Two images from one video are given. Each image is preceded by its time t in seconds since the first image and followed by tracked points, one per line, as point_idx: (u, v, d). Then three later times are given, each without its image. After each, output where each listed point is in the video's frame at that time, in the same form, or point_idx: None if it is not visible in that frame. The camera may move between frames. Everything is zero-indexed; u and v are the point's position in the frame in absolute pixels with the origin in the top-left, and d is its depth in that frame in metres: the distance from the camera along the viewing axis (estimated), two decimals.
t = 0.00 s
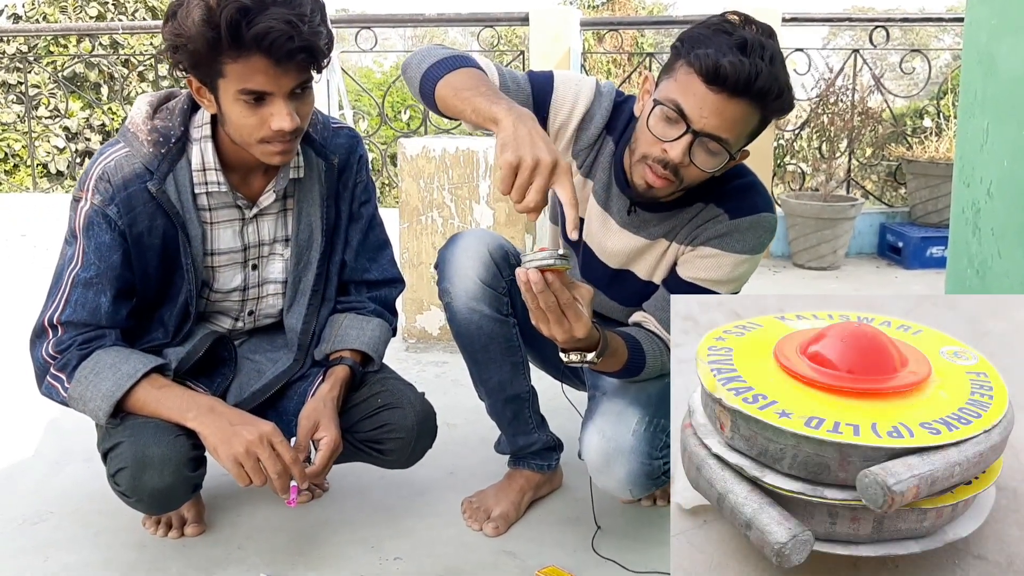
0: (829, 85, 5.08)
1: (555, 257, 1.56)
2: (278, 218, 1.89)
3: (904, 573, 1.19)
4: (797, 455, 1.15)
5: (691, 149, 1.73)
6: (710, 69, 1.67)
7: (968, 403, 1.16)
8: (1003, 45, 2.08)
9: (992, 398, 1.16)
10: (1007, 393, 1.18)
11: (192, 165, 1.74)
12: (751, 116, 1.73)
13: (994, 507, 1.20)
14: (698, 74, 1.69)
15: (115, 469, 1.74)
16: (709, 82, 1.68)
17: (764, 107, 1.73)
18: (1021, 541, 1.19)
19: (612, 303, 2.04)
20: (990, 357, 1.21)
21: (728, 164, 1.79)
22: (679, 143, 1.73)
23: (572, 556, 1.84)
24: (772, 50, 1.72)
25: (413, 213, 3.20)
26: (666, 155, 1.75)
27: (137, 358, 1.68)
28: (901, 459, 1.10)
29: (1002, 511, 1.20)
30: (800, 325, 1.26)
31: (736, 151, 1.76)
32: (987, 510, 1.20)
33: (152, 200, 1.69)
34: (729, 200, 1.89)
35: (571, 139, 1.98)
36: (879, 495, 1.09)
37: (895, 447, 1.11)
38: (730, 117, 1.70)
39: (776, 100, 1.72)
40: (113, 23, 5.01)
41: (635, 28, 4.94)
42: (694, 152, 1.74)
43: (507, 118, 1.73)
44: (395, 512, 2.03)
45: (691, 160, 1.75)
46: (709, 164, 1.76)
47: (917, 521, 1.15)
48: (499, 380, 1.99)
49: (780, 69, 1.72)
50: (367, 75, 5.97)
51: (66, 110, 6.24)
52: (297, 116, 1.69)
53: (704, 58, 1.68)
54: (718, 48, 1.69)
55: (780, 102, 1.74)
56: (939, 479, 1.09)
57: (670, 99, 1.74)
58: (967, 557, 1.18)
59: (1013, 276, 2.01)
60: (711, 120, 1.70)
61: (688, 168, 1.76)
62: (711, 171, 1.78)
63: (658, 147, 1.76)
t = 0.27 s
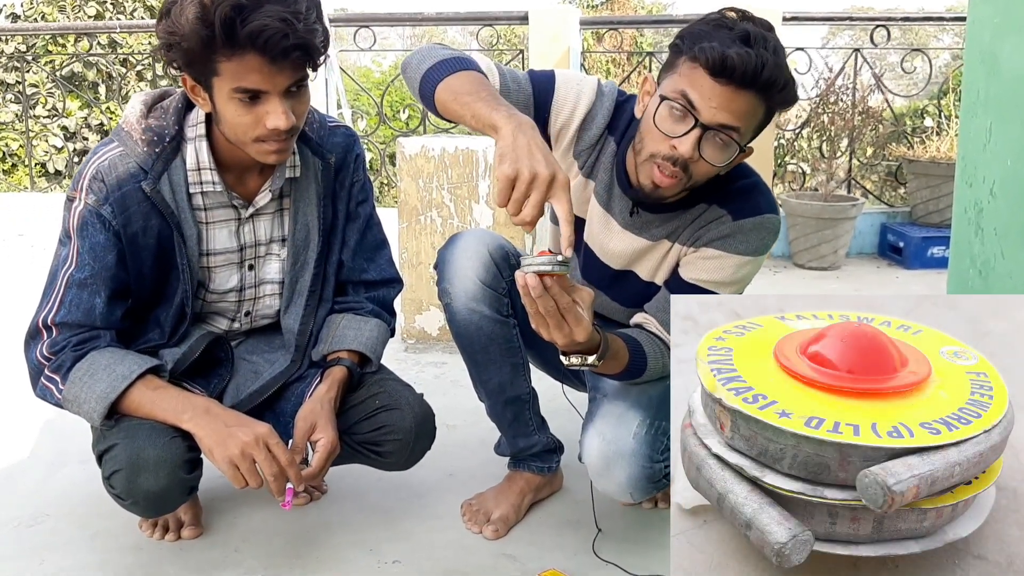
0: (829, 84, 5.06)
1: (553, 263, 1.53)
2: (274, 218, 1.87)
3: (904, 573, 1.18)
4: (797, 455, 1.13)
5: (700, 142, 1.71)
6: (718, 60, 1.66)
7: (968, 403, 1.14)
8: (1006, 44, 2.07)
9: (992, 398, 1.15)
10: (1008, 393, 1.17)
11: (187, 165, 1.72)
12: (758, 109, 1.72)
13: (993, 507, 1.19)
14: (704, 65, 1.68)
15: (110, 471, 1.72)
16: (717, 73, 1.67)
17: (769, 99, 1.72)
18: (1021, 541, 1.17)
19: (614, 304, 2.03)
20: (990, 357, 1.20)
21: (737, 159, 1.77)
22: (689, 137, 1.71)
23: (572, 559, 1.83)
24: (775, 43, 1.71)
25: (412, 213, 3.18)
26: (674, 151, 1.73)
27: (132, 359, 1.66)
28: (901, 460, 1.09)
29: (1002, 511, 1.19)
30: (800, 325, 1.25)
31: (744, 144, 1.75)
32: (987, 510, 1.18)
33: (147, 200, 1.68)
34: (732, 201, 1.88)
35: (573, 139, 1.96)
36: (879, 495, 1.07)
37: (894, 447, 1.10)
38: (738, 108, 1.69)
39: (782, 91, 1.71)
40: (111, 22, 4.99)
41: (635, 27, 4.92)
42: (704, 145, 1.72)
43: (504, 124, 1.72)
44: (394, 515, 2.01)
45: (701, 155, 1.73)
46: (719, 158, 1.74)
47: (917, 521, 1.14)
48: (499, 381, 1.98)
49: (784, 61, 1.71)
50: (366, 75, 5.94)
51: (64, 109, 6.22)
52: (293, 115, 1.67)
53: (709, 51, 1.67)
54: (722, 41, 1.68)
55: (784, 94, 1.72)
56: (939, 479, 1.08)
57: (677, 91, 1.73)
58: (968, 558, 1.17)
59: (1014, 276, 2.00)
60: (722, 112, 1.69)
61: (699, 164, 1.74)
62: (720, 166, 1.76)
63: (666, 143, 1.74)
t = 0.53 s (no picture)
0: (833, 86, 5.05)
1: (559, 268, 1.51)
2: (274, 221, 1.86)
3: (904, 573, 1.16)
4: (797, 455, 1.12)
5: (696, 146, 1.70)
6: (712, 65, 1.65)
7: (968, 403, 1.13)
8: (1011, 45, 2.05)
9: (992, 398, 1.13)
10: (1008, 393, 1.15)
11: (186, 167, 1.71)
12: (755, 112, 1.70)
13: (993, 507, 1.17)
14: (699, 69, 1.67)
15: (107, 477, 1.71)
16: (712, 77, 1.66)
17: (768, 102, 1.70)
18: (1021, 541, 1.15)
19: (616, 308, 2.02)
20: (990, 356, 1.19)
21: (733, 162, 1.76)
22: (683, 141, 1.70)
23: (573, 565, 1.82)
24: (774, 45, 1.69)
25: (414, 214, 3.17)
26: (669, 154, 1.72)
27: (130, 363, 1.65)
28: (901, 459, 1.07)
29: (1002, 511, 1.17)
30: (801, 325, 1.24)
31: (741, 147, 1.74)
32: (987, 510, 1.17)
33: (144, 202, 1.67)
34: (735, 202, 1.87)
35: (573, 141, 1.95)
36: (879, 494, 1.05)
37: (895, 447, 1.08)
38: (734, 112, 1.68)
39: (780, 94, 1.70)
40: (113, 23, 4.99)
41: (638, 28, 4.91)
42: (700, 149, 1.70)
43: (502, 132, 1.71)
44: (394, 520, 2.00)
45: (696, 158, 1.71)
46: (715, 161, 1.72)
47: (917, 521, 1.12)
48: (500, 385, 1.96)
49: (782, 63, 1.69)
50: (369, 76, 5.93)
51: (67, 110, 6.22)
52: (291, 116, 1.66)
53: (704, 54, 1.66)
54: (719, 44, 1.67)
55: (783, 97, 1.71)
56: (939, 479, 1.06)
57: (671, 95, 1.72)
58: (969, 558, 1.15)
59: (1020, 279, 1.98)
60: (717, 115, 1.68)
61: (693, 167, 1.73)
62: (717, 169, 1.74)
63: (662, 147, 1.73)
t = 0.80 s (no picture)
0: (834, 88, 5.02)
1: (553, 272, 1.48)
2: (265, 227, 1.84)
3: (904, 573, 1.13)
4: (797, 455, 1.09)
5: (688, 151, 1.68)
6: (705, 69, 1.62)
7: (968, 403, 1.09)
8: (1015, 48, 2.03)
9: (992, 398, 1.10)
10: (1008, 393, 1.12)
11: (175, 173, 1.69)
12: (750, 118, 1.67)
13: (993, 507, 1.14)
14: (694, 73, 1.65)
15: (93, 491, 1.68)
16: (706, 81, 1.63)
17: (764, 109, 1.68)
18: (1021, 541, 1.12)
19: (614, 315, 1.99)
20: (990, 357, 1.17)
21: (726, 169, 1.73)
22: (676, 145, 1.68)
23: None
24: (772, 50, 1.67)
25: (410, 219, 3.14)
26: (661, 158, 1.70)
27: (117, 374, 1.62)
28: (900, 460, 1.04)
29: (1002, 511, 1.14)
30: (800, 325, 1.22)
31: (735, 154, 1.71)
32: (987, 509, 1.13)
33: (132, 209, 1.64)
34: (734, 207, 1.84)
35: (570, 144, 1.91)
36: (879, 494, 1.02)
37: (895, 447, 1.05)
38: (729, 117, 1.65)
39: (778, 100, 1.67)
40: (109, 26, 4.96)
41: (638, 31, 4.88)
42: (691, 154, 1.68)
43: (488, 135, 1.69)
44: (389, 532, 1.97)
45: (687, 163, 1.69)
46: (707, 167, 1.70)
47: (917, 521, 1.09)
48: (495, 395, 1.93)
49: (779, 69, 1.66)
50: (368, 79, 5.90)
51: (65, 113, 6.20)
52: (281, 121, 1.64)
53: (699, 58, 1.63)
54: (716, 48, 1.64)
55: (781, 104, 1.68)
56: (939, 479, 1.03)
57: (665, 99, 1.69)
58: (968, 557, 1.12)
59: None
60: (709, 120, 1.65)
61: (684, 173, 1.70)
62: (709, 176, 1.72)
63: (654, 150, 1.71)
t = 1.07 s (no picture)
0: (835, 89, 5.00)
1: (552, 277, 1.45)
2: (262, 230, 1.82)
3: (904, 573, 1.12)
4: (797, 455, 1.07)
5: (689, 150, 1.65)
6: (709, 65, 1.60)
7: (968, 403, 1.08)
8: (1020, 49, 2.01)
9: (992, 398, 1.08)
10: (1008, 393, 1.10)
11: (170, 175, 1.67)
12: (753, 117, 1.66)
13: (993, 507, 1.13)
14: (697, 71, 1.63)
15: (85, 499, 1.66)
16: (709, 78, 1.61)
17: (768, 109, 1.66)
18: (1022, 541, 1.10)
19: (614, 319, 1.97)
20: (990, 357, 1.16)
21: (728, 169, 1.71)
22: (678, 144, 1.65)
23: None
24: (777, 49, 1.65)
25: (409, 221, 3.12)
26: (661, 157, 1.67)
27: (110, 380, 1.60)
28: (900, 459, 1.02)
29: (1002, 511, 1.12)
30: (800, 325, 1.20)
31: (738, 154, 1.69)
32: (987, 509, 1.12)
33: (126, 212, 1.62)
34: (737, 210, 1.82)
35: (570, 145, 1.89)
36: (879, 494, 1.00)
37: (895, 447, 1.03)
38: (732, 116, 1.63)
39: (781, 100, 1.65)
40: (108, 27, 4.94)
41: (638, 32, 4.86)
42: (693, 154, 1.66)
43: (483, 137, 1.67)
44: (387, 539, 1.95)
45: (688, 163, 1.67)
46: (709, 167, 1.68)
47: (917, 521, 1.07)
48: (494, 400, 1.91)
49: (784, 68, 1.65)
50: (367, 80, 5.88)
51: (64, 114, 6.17)
52: (278, 122, 1.62)
53: (702, 55, 1.61)
54: (719, 45, 1.62)
55: (784, 104, 1.67)
56: (939, 478, 1.01)
57: (667, 97, 1.67)
58: (968, 558, 1.10)
59: None
60: (712, 119, 1.63)
61: (686, 172, 1.68)
62: (711, 176, 1.70)
63: (654, 149, 1.69)
